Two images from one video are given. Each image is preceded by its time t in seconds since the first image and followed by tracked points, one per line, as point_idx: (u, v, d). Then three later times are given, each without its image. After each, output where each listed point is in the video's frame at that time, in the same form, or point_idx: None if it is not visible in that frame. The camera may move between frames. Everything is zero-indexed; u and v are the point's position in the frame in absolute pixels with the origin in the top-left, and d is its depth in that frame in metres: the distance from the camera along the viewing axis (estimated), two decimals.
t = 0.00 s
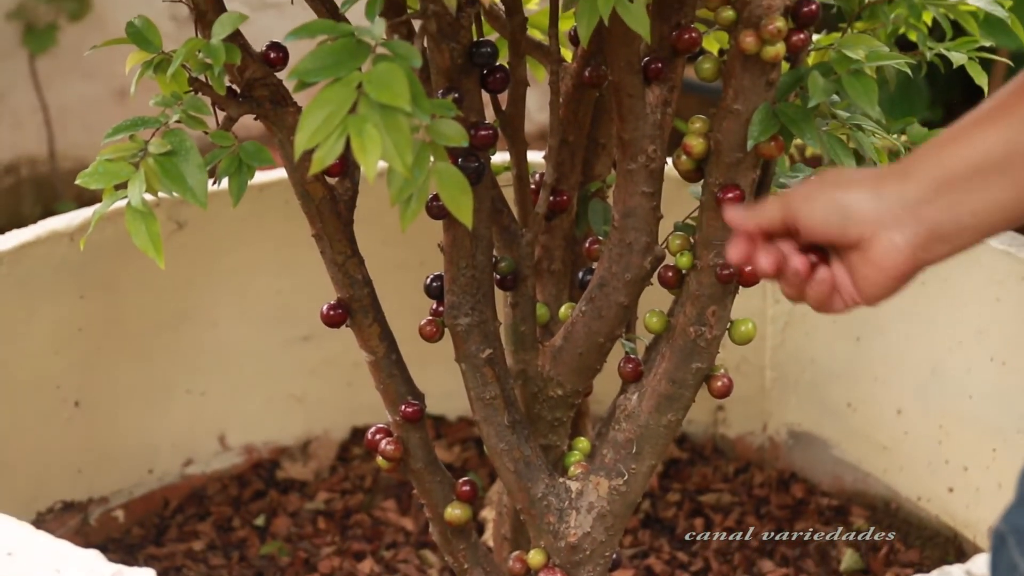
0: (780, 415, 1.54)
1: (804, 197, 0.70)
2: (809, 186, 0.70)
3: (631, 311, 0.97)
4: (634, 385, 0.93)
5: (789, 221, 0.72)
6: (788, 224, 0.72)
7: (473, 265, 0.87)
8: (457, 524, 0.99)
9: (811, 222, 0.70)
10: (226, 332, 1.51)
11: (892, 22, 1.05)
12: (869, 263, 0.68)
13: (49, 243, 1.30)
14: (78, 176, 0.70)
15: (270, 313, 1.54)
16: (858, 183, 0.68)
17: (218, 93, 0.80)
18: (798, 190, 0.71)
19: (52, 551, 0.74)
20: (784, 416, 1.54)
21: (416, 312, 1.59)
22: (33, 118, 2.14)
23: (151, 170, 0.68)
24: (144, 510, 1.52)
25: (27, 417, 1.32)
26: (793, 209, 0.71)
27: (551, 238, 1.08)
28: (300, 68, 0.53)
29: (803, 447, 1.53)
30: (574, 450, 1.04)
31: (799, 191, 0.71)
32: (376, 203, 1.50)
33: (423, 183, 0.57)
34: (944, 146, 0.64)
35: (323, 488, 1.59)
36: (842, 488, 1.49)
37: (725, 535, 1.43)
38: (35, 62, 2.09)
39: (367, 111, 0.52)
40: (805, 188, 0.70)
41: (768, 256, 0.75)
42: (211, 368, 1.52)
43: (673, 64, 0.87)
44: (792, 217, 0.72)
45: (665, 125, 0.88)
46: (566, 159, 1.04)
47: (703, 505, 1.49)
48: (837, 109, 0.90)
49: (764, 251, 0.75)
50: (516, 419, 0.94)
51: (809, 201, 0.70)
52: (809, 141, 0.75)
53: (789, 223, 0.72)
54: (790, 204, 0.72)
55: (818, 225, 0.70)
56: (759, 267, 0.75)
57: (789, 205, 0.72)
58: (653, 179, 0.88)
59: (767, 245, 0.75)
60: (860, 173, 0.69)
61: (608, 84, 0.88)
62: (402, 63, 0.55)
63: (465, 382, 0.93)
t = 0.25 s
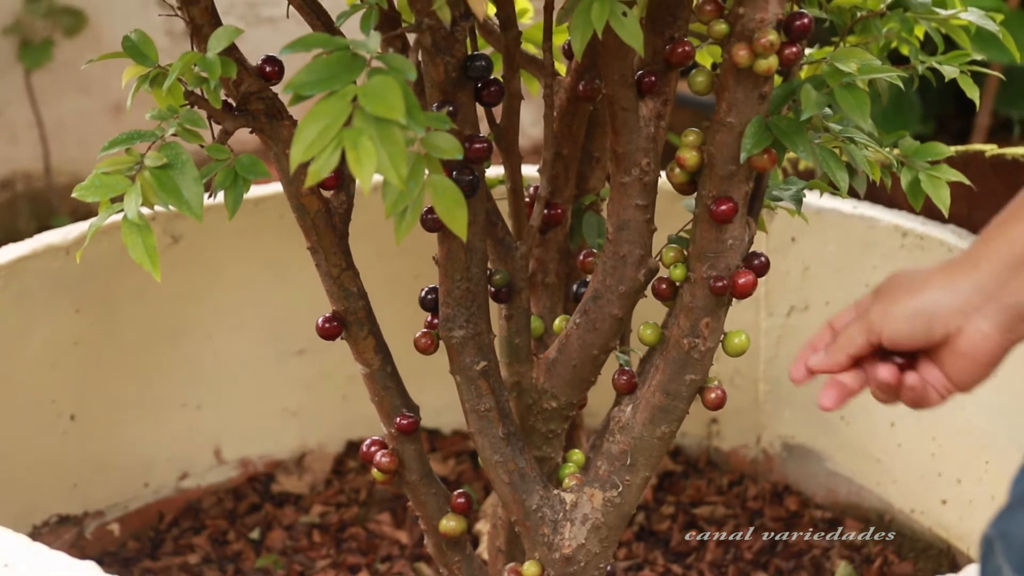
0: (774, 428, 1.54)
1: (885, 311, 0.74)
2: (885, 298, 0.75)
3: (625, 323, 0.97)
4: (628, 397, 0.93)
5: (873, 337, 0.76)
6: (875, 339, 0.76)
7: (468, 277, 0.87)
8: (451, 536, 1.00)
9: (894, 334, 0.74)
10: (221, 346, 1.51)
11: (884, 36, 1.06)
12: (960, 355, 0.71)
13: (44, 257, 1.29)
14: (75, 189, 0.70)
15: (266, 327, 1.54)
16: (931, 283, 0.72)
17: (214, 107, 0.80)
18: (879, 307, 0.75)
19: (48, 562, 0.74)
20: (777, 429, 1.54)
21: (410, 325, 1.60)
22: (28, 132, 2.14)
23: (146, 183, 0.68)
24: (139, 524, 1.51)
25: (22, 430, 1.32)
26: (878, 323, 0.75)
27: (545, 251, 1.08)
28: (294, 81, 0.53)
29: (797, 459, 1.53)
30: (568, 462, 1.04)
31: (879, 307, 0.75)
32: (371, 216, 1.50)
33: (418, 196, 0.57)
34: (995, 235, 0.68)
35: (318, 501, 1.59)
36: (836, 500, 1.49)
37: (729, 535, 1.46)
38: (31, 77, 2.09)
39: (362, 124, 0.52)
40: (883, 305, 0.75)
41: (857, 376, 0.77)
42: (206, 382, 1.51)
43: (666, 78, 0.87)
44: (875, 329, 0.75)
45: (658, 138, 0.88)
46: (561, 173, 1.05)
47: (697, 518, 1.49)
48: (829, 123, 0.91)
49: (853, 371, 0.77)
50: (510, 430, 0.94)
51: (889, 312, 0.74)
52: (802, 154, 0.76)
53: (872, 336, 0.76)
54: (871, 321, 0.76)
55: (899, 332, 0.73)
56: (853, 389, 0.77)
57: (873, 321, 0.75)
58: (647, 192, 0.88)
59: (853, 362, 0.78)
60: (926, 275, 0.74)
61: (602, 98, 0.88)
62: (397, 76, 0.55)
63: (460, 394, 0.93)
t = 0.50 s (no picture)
0: (773, 440, 1.54)
1: (897, 346, 0.85)
2: (896, 335, 0.84)
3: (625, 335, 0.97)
4: (627, 409, 0.92)
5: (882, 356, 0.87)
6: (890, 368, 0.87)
7: (468, 289, 0.87)
8: (451, 547, 0.99)
9: (908, 366, 0.85)
10: (222, 357, 1.51)
11: (883, 50, 1.06)
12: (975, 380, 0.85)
13: (46, 269, 1.28)
14: (76, 201, 0.70)
15: (266, 338, 1.54)
16: (937, 321, 0.82)
17: (215, 119, 0.80)
18: (889, 340, 0.85)
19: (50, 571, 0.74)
20: (777, 442, 1.54)
21: (410, 338, 1.60)
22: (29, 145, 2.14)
23: (148, 194, 0.68)
24: (140, 536, 1.51)
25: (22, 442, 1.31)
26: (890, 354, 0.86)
27: (545, 264, 1.09)
28: (295, 93, 0.53)
29: (796, 472, 1.53)
30: (568, 473, 1.04)
31: (890, 340, 0.85)
32: (371, 229, 1.50)
33: (419, 208, 0.57)
34: (995, 276, 0.78)
35: (318, 513, 1.59)
36: (836, 513, 1.49)
37: (728, 535, 1.48)
38: (32, 90, 2.10)
39: (364, 135, 0.52)
40: (892, 341, 0.85)
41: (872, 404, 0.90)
42: (206, 394, 1.51)
43: (666, 91, 0.88)
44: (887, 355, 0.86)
45: (657, 151, 0.89)
46: (561, 186, 1.06)
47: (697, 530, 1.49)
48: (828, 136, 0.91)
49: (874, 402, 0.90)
50: (510, 442, 0.94)
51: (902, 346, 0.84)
52: (801, 166, 0.76)
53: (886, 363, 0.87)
54: (882, 350, 0.87)
55: (912, 365, 0.85)
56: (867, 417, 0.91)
57: (885, 350, 0.86)
58: (647, 204, 0.89)
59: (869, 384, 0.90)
60: (936, 303, 0.83)
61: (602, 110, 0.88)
62: (398, 89, 0.56)
63: (460, 406, 0.93)
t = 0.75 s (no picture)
0: (773, 451, 1.55)
1: (873, 306, 0.98)
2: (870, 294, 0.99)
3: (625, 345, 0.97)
4: (627, 419, 0.93)
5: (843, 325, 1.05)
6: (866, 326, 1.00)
7: (468, 300, 0.87)
8: (451, 557, 0.99)
9: (882, 326, 0.98)
10: (222, 368, 1.51)
11: (881, 61, 1.07)
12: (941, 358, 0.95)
13: (47, 281, 1.28)
14: (77, 212, 0.70)
15: (266, 349, 1.54)
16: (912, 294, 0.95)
17: (216, 130, 0.81)
18: (872, 300, 0.98)
19: None
20: (776, 452, 1.54)
21: (410, 349, 1.60)
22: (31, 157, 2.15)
23: (148, 205, 0.68)
24: (140, 547, 1.50)
25: (23, 453, 1.31)
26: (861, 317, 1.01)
27: (545, 274, 1.09)
28: (295, 104, 0.54)
29: (796, 483, 1.53)
30: (568, 483, 1.04)
31: (866, 299, 0.99)
32: (371, 240, 1.50)
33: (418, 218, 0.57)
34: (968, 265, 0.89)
35: (319, 524, 1.59)
36: (836, 524, 1.49)
37: (726, 535, 1.50)
38: (34, 103, 2.11)
39: (364, 146, 0.52)
40: (872, 301, 0.98)
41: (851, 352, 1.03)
42: (207, 404, 1.51)
43: (665, 102, 0.88)
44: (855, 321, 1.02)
45: (657, 161, 0.89)
46: (560, 196, 1.06)
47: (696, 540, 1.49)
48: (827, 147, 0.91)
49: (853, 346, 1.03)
50: (510, 452, 0.94)
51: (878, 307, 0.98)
52: (800, 177, 0.76)
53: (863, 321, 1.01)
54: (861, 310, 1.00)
55: (884, 329, 0.98)
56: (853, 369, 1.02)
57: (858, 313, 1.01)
58: (646, 215, 0.89)
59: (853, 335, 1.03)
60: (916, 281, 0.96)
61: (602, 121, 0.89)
62: (398, 99, 0.56)
63: (460, 416, 0.93)
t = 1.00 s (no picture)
0: (772, 460, 1.55)
1: (902, 240, 0.77)
2: (896, 224, 0.77)
3: (624, 355, 0.97)
4: (625, 428, 0.93)
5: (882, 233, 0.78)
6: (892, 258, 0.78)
7: (467, 310, 0.87)
8: (450, 567, 0.99)
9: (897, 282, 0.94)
10: (222, 379, 1.51)
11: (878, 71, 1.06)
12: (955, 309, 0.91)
13: (47, 291, 1.28)
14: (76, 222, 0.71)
15: (266, 360, 1.54)
16: (921, 238, 0.76)
17: (215, 140, 0.81)
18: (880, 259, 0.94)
19: None
20: (775, 462, 1.55)
21: (409, 359, 1.60)
22: (31, 169, 2.15)
23: (148, 216, 0.69)
24: (140, 557, 1.50)
25: (23, 463, 1.30)
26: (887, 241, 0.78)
27: (543, 284, 1.09)
28: (294, 114, 0.54)
29: (795, 493, 1.53)
30: (566, 493, 1.05)
31: (891, 228, 0.78)
32: (370, 251, 1.51)
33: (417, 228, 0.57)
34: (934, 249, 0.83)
35: (318, 534, 1.59)
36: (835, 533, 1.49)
37: (725, 535, 1.53)
38: (34, 115, 2.12)
39: (362, 156, 0.52)
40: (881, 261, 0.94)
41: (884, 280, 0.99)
42: (206, 415, 1.51)
43: (662, 112, 0.89)
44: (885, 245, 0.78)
45: (654, 171, 0.89)
46: (558, 207, 1.06)
47: (696, 550, 1.49)
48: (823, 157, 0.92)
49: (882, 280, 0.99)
50: (509, 461, 0.94)
51: (907, 240, 0.76)
52: (797, 186, 0.76)
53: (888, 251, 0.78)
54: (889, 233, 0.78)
55: (905, 268, 0.77)
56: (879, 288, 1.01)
57: (886, 240, 0.78)
58: (644, 225, 0.89)
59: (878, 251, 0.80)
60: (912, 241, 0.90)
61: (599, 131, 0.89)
62: (396, 109, 0.56)
63: (459, 426, 0.93)
